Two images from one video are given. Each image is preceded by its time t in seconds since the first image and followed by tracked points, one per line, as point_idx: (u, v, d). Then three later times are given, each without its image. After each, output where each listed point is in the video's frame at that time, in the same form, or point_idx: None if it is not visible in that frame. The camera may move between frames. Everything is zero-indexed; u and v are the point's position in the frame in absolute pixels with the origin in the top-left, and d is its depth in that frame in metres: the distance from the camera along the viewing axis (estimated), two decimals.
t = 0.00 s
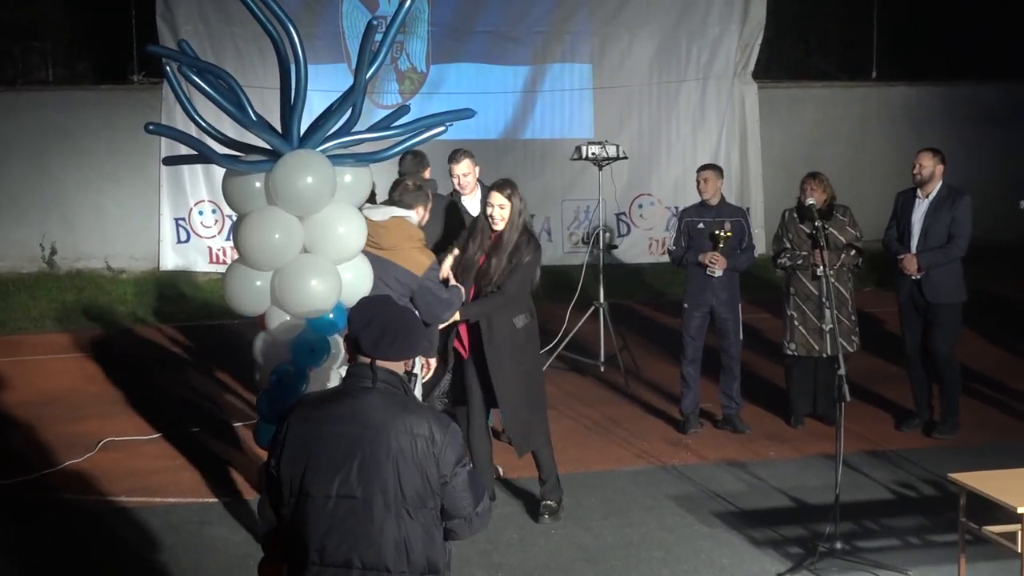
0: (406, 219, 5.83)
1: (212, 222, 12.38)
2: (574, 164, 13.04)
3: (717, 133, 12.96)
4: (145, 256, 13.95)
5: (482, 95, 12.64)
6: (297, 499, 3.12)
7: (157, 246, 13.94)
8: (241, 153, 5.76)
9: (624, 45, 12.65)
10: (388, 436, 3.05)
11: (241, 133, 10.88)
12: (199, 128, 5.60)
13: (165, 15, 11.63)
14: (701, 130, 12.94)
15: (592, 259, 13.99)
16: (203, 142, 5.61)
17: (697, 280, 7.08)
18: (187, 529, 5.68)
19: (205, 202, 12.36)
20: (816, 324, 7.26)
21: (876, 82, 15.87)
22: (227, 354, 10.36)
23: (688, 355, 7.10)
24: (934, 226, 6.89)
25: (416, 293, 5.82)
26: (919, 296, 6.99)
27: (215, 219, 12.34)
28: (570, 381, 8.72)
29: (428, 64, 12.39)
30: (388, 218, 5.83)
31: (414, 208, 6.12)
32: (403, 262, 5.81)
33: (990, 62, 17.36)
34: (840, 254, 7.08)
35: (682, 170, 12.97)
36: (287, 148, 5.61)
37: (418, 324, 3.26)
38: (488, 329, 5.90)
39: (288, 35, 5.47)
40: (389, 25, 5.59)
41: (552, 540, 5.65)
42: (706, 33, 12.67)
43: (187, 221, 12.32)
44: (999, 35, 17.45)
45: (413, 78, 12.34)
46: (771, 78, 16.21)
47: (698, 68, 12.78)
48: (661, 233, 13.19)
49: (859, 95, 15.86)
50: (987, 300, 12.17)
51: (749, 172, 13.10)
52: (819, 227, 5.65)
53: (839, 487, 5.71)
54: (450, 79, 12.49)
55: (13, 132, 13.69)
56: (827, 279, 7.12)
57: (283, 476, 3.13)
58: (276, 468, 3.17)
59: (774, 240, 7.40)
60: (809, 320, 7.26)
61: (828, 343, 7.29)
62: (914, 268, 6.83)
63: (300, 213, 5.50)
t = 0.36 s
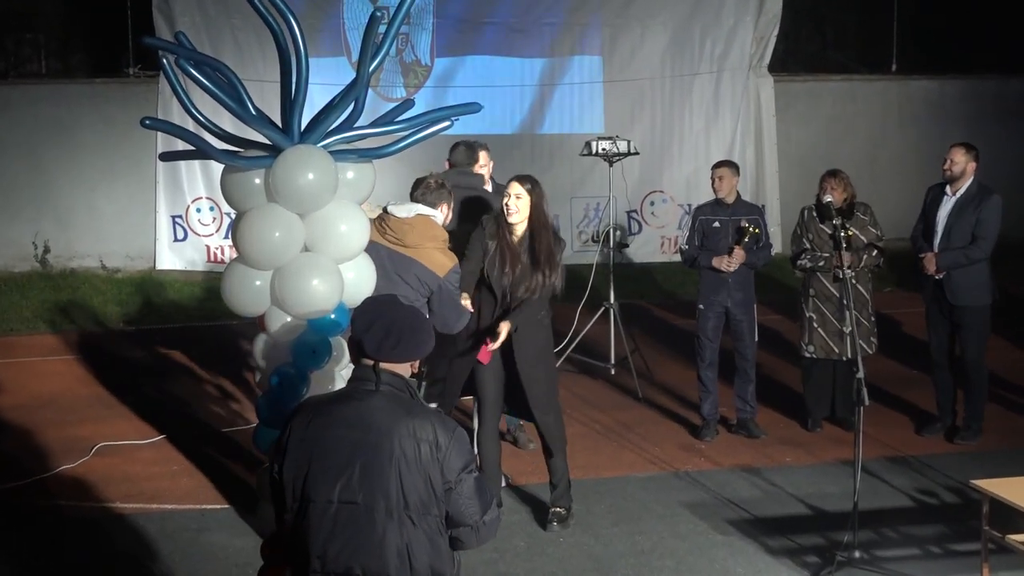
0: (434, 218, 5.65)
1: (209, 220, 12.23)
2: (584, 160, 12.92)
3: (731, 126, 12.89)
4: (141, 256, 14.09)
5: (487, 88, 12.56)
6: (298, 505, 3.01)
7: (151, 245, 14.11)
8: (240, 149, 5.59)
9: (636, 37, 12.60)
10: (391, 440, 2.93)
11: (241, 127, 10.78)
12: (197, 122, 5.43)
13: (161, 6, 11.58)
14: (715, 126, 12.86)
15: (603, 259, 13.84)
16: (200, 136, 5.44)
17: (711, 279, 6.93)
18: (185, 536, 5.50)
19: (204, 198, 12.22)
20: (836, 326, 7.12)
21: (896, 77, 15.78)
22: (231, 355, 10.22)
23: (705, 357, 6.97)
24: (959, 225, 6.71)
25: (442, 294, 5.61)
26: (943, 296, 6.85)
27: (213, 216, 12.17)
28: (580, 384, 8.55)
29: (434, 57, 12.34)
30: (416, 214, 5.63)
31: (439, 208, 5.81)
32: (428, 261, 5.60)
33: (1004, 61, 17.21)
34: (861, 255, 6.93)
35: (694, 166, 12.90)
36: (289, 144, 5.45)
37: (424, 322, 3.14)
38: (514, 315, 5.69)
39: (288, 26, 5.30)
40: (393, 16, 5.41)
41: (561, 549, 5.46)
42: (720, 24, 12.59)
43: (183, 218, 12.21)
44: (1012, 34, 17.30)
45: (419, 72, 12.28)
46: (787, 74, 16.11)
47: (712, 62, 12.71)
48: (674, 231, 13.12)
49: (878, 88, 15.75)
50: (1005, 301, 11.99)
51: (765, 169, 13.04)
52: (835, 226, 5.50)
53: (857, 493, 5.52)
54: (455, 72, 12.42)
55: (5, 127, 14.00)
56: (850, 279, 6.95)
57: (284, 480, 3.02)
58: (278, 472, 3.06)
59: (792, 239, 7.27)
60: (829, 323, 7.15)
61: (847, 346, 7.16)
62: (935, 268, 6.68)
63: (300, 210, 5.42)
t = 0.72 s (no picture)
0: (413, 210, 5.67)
1: (207, 218, 12.30)
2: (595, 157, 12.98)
3: (746, 121, 13.13)
4: (137, 255, 14.05)
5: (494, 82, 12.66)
6: (304, 512, 3.01)
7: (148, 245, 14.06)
8: (239, 145, 5.43)
9: (648, 29, 12.75)
10: (396, 447, 2.91)
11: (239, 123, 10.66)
12: (195, 118, 5.27)
13: None
14: (729, 121, 13.10)
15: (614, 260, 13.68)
16: (198, 132, 5.28)
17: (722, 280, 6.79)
18: (183, 544, 5.33)
19: (201, 197, 12.27)
20: (850, 326, 6.96)
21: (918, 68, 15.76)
22: (237, 357, 10.08)
23: (717, 360, 6.80)
24: (984, 226, 6.56)
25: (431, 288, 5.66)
26: (967, 297, 6.70)
27: (212, 214, 12.23)
28: (590, 388, 8.39)
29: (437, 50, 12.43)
30: (394, 210, 5.65)
31: (415, 197, 6.00)
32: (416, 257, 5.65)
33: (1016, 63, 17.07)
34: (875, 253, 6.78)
35: (707, 163, 13.13)
36: (290, 141, 5.29)
37: (431, 326, 3.12)
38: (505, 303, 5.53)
39: (288, 18, 5.13)
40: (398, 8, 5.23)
41: (570, 557, 5.29)
42: (733, 17, 12.80)
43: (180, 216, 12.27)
44: None
45: (423, 64, 12.34)
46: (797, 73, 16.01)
47: (726, 56, 12.95)
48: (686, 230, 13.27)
49: (898, 82, 15.68)
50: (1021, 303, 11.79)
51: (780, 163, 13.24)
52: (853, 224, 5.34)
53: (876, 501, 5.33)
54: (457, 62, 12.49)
55: None
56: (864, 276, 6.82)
57: (289, 488, 3.02)
58: (282, 479, 3.06)
59: (805, 237, 7.11)
60: (843, 323, 6.98)
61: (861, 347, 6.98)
62: (956, 269, 6.55)
63: (302, 208, 5.26)
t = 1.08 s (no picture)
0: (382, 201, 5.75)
1: (203, 216, 12.33)
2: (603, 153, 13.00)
3: (758, 116, 13.15)
4: (129, 255, 14.32)
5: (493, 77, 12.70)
6: (303, 523, 2.96)
7: (140, 245, 14.34)
8: (235, 141, 5.28)
9: (658, 21, 12.75)
10: (398, 451, 2.89)
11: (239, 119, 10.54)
12: (190, 113, 5.12)
13: None
14: (741, 116, 13.13)
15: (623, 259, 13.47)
16: (194, 127, 5.12)
17: (732, 281, 6.66)
18: (179, 553, 5.16)
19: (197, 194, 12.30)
20: (856, 326, 6.79)
21: (935, 63, 15.76)
22: (236, 359, 9.94)
23: (729, 363, 6.67)
24: (1005, 225, 6.41)
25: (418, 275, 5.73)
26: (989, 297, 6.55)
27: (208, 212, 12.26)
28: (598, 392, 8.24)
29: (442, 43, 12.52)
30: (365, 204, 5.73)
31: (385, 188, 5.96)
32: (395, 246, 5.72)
33: None
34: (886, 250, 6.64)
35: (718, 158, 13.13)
36: (288, 136, 5.12)
37: (431, 330, 3.15)
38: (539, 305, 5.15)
39: (288, 11, 4.99)
40: None
41: (578, 567, 5.11)
42: (746, 12, 12.86)
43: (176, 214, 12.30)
44: None
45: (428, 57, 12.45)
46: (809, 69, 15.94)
47: (738, 50, 12.99)
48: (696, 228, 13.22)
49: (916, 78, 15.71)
50: None
51: (794, 157, 13.30)
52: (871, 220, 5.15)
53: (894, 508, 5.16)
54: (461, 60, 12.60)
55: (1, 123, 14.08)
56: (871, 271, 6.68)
57: (287, 499, 2.96)
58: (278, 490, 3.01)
59: (813, 236, 6.97)
60: (849, 324, 6.81)
61: (866, 348, 6.81)
62: (978, 271, 6.44)
63: (301, 207, 5.11)
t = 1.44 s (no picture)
0: (417, 200, 5.76)
1: (198, 214, 12.30)
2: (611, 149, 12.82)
3: (773, 109, 12.94)
4: (124, 254, 14.18)
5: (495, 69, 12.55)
6: (302, 533, 2.79)
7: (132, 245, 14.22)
8: (232, 136, 5.13)
9: (669, 13, 12.65)
10: (402, 453, 2.77)
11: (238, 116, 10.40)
12: (185, 108, 4.95)
13: None
14: (755, 107, 12.91)
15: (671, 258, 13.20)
16: (188, 122, 4.96)
17: (742, 282, 6.52)
18: (174, 562, 4.99)
19: (192, 191, 12.31)
20: (868, 328, 6.64)
21: (955, 56, 15.65)
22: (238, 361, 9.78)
23: (741, 367, 6.55)
24: None
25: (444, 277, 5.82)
26: (1012, 297, 6.37)
27: (202, 209, 12.24)
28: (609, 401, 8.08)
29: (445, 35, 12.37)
30: (403, 201, 5.68)
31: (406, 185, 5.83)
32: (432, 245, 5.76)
33: None
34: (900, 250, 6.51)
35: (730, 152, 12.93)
36: (286, 131, 4.97)
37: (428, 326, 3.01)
38: (610, 333, 5.01)
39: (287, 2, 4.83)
40: None
41: None
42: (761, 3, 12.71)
43: (170, 211, 12.31)
44: None
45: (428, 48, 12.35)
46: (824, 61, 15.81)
47: (751, 40, 12.82)
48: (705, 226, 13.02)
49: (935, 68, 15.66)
50: None
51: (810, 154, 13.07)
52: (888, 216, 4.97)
53: (913, 515, 4.97)
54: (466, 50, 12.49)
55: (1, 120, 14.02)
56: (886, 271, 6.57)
57: (282, 508, 2.80)
58: (272, 498, 2.84)
59: (822, 235, 6.79)
60: (860, 326, 6.66)
61: (878, 350, 6.65)
62: (1000, 271, 6.30)
63: (298, 204, 4.94)
